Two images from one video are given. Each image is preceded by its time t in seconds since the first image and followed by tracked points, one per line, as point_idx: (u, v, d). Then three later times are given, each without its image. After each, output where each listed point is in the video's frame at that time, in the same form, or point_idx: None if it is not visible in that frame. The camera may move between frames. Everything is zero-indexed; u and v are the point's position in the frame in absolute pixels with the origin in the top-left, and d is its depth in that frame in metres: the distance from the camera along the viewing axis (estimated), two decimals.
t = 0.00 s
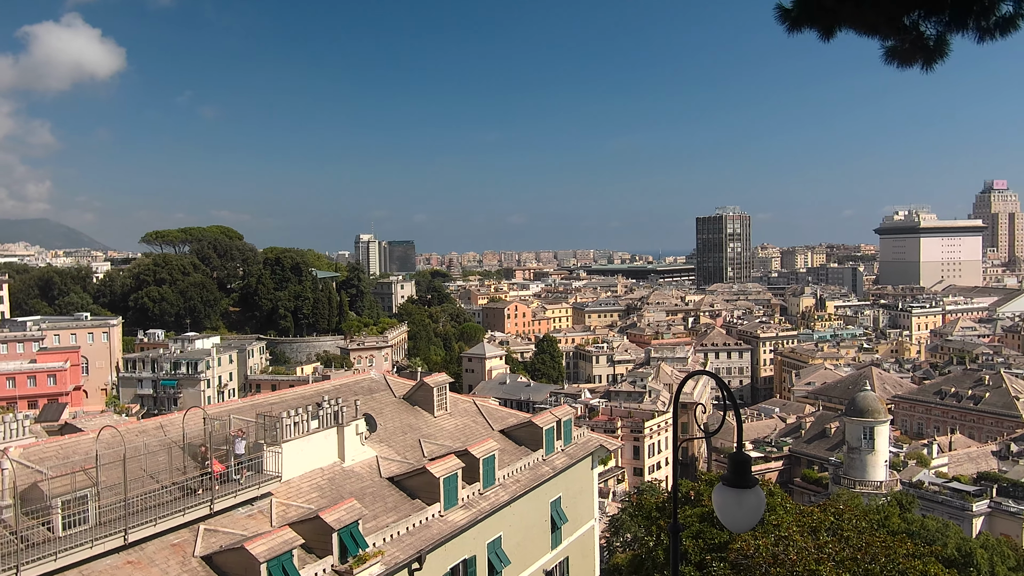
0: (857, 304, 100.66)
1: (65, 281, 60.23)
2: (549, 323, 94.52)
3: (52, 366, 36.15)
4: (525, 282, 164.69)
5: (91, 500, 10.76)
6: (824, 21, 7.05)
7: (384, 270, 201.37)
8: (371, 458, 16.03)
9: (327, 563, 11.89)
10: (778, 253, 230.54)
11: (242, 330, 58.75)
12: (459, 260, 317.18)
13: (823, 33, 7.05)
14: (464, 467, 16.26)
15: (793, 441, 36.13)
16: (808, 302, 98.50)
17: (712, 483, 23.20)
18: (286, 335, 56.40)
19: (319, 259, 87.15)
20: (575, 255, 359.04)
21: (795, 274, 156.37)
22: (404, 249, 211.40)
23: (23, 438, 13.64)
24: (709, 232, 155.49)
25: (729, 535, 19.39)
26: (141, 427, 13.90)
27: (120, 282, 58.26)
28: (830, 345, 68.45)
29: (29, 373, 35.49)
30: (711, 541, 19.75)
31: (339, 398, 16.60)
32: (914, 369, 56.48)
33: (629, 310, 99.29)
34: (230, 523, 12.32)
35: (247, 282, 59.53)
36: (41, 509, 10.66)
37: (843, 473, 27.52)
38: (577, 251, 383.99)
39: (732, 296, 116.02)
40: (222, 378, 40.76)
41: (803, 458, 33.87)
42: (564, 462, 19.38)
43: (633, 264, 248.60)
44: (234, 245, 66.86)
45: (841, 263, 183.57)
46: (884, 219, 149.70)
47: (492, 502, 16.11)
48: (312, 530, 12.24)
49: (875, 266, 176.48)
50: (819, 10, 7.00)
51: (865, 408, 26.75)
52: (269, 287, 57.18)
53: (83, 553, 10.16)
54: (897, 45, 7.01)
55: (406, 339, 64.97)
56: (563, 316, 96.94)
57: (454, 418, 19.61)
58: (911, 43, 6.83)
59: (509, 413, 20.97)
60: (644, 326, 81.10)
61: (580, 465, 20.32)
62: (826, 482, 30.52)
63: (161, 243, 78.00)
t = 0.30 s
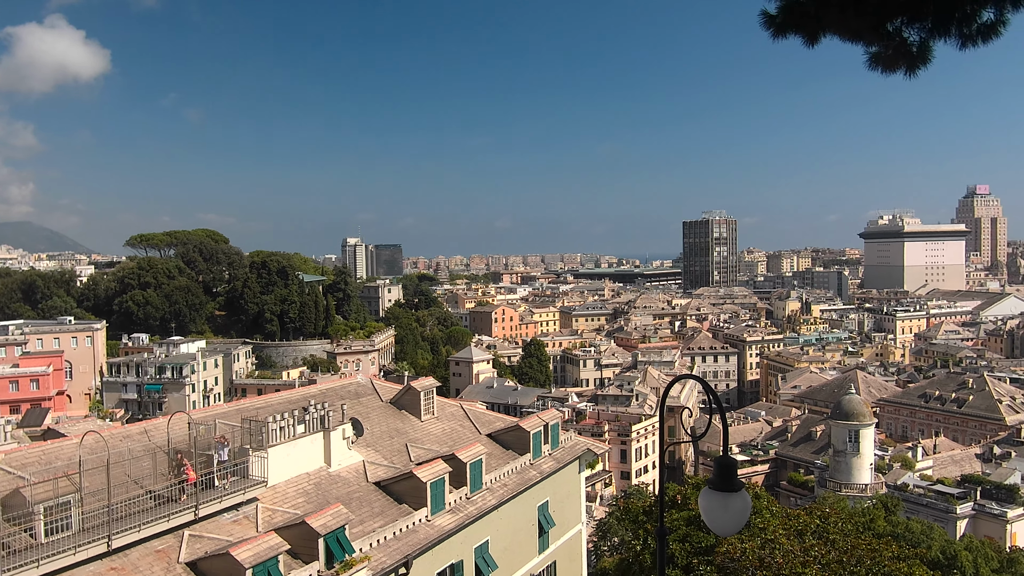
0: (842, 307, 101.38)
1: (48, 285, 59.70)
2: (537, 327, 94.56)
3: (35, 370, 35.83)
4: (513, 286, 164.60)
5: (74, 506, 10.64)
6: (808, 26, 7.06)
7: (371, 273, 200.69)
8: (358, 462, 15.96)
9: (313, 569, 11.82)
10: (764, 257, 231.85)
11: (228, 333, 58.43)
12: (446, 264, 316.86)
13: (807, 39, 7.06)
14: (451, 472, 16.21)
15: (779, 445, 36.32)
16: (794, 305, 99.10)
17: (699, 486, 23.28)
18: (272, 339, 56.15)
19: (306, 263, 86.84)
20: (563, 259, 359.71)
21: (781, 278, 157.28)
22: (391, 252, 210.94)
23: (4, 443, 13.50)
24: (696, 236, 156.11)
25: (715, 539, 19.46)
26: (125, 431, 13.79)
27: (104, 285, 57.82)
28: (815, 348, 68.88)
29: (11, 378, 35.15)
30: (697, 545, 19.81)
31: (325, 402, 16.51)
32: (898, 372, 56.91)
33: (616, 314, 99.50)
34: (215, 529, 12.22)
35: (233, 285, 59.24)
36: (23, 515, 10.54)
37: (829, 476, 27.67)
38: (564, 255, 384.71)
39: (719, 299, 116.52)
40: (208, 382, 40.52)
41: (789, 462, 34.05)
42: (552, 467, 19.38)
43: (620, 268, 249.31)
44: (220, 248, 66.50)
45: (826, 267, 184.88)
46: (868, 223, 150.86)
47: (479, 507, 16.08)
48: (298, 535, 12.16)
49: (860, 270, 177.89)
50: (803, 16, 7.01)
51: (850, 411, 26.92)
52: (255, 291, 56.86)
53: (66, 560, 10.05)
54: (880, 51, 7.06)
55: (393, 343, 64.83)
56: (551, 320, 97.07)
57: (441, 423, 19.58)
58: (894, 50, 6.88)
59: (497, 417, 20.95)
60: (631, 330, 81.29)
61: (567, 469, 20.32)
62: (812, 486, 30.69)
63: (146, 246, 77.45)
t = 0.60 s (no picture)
0: (828, 310, 102.03)
1: (32, 291, 59.17)
2: (524, 331, 94.57)
3: (18, 377, 35.51)
4: (500, 291, 164.48)
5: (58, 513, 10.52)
6: (793, 32, 7.13)
7: (358, 278, 200.10)
8: (345, 468, 15.89)
9: None
10: (751, 261, 233.02)
11: (214, 339, 58.11)
12: (435, 269, 316.33)
13: (792, 44, 7.12)
14: (439, 477, 16.17)
15: (766, 447, 36.46)
16: (780, 309, 99.67)
17: (686, 490, 23.33)
18: (259, 344, 55.87)
19: (292, 268, 86.50)
20: (552, 263, 360.12)
21: (767, 281, 158.16)
22: (378, 257, 210.40)
23: None
24: (683, 240, 156.71)
25: (703, 542, 19.49)
26: (110, 439, 13.66)
27: (88, 291, 57.38)
28: (801, 351, 69.27)
29: None
30: (686, 548, 19.83)
31: (312, 408, 16.43)
32: (884, 375, 57.30)
33: (604, 318, 99.67)
34: (202, 536, 12.11)
35: (219, 291, 58.94)
36: (6, 524, 10.42)
37: (816, 479, 27.77)
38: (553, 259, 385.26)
39: (706, 303, 116.98)
40: (194, 388, 40.26)
41: (776, 464, 34.18)
42: (540, 471, 19.38)
43: (607, 272, 249.78)
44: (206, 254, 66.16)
45: (812, 270, 186.14)
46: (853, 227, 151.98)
47: (468, 512, 16.03)
48: (285, 542, 12.08)
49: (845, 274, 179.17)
50: (788, 22, 7.07)
51: (836, 414, 27.07)
52: (241, 296, 56.61)
53: (50, 568, 9.94)
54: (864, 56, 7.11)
55: (380, 348, 64.65)
56: (538, 325, 97.14)
57: (429, 428, 19.53)
58: (878, 55, 6.95)
59: (485, 422, 20.92)
60: (619, 334, 81.45)
61: (555, 473, 20.32)
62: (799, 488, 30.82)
63: (131, 252, 76.91)
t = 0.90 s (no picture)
0: (816, 314, 102.55)
1: (17, 296, 58.72)
2: (514, 335, 94.56)
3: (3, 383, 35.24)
4: (489, 294, 164.39)
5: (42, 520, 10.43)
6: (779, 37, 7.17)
7: (347, 282, 199.47)
8: (334, 473, 15.83)
9: None
10: (740, 265, 233.87)
11: (201, 344, 57.83)
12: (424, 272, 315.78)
13: (778, 49, 7.17)
14: (428, 482, 16.12)
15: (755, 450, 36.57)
16: (769, 312, 100.07)
17: (675, 493, 23.38)
18: (247, 349, 55.61)
19: (281, 272, 86.22)
20: (542, 266, 360.30)
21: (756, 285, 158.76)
22: (366, 261, 209.80)
23: None
24: (671, 244, 157.14)
25: (692, 545, 19.51)
26: (96, 445, 13.55)
27: (74, 296, 57.01)
28: (789, 355, 69.56)
29: None
30: (675, 551, 19.85)
31: (300, 413, 16.37)
32: (871, 377, 57.63)
33: (593, 322, 99.80)
34: (189, 543, 12.03)
35: (206, 295, 58.67)
36: None
37: (804, 481, 27.88)
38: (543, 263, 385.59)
39: (695, 307, 117.35)
40: (181, 394, 40.04)
41: (764, 467, 34.31)
42: (529, 475, 19.37)
43: (597, 276, 250.12)
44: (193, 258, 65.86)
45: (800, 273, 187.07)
46: (841, 230, 152.90)
47: (457, 516, 16.00)
48: (273, 547, 12.02)
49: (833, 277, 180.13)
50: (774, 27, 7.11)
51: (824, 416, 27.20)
52: (229, 300, 56.39)
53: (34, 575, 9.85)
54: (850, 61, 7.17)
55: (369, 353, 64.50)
56: (528, 328, 97.10)
57: (418, 432, 19.49)
58: (863, 60, 7.00)
59: (474, 426, 20.89)
60: (608, 337, 81.55)
61: (544, 477, 20.31)
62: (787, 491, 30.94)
63: (117, 256, 76.47)
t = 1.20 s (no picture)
0: (805, 314, 103.06)
1: (3, 298, 58.26)
2: (504, 336, 94.53)
3: None
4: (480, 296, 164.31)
5: (30, 523, 10.34)
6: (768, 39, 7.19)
7: (337, 284, 198.92)
8: (324, 474, 15.78)
9: None
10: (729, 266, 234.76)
11: (190, 345, 57.58)
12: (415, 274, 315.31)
13: (767, 50, 7.18)
14: (419, 483, 16.09)
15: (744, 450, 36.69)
16: (758, 312, 100.48)
17: (665, 493, 23.43)
18: (236, 351, 55.39)
19: (270, 273, 85.96)
20: (533, 267, 360.49)
21: (745, 285, 159.34)
22: (357, 262, 209.18)
23: None
24: (661, 244, 157.53)
25: (683, 545, 19.54)
26: (84, 447, 13.45)
27: (61, 298, 56.64)
28: (778, 355, 69.86)
29: None
30: (665, 551, 19.88)
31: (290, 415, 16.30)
32: (859, 377, 57.99)
33: (584, 323, 99.92)
34: (178, 545, 11.96)
35: (195, 297, 58.41)
36: None
37: (794, 481, 27.99)
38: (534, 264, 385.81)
39: (685, 307, 117.71)
40: (169, 396, 39.82)
41: (754, 467, 34.43)
42: (520, 475, 19.37)
43: (587, 277, 250.37)
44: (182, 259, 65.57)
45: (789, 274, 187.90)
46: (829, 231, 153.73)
47: (447, 517, 15.98)
48: (263, 550, 11.96)
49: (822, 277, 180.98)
50: (764, 28, 7.12)
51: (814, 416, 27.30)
52: (219, 302, 56.19)
53: None
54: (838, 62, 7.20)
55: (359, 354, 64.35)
56: (518, 329, 97.10)
57: (409, 433, 19.45)
58: (851, 61, 7.03)
59: (464, 427, 20.87)
60: (598, 338, 81.66)
61: (535, 477, 20.32)
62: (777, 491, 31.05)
63: (105, 258, 76.04)
